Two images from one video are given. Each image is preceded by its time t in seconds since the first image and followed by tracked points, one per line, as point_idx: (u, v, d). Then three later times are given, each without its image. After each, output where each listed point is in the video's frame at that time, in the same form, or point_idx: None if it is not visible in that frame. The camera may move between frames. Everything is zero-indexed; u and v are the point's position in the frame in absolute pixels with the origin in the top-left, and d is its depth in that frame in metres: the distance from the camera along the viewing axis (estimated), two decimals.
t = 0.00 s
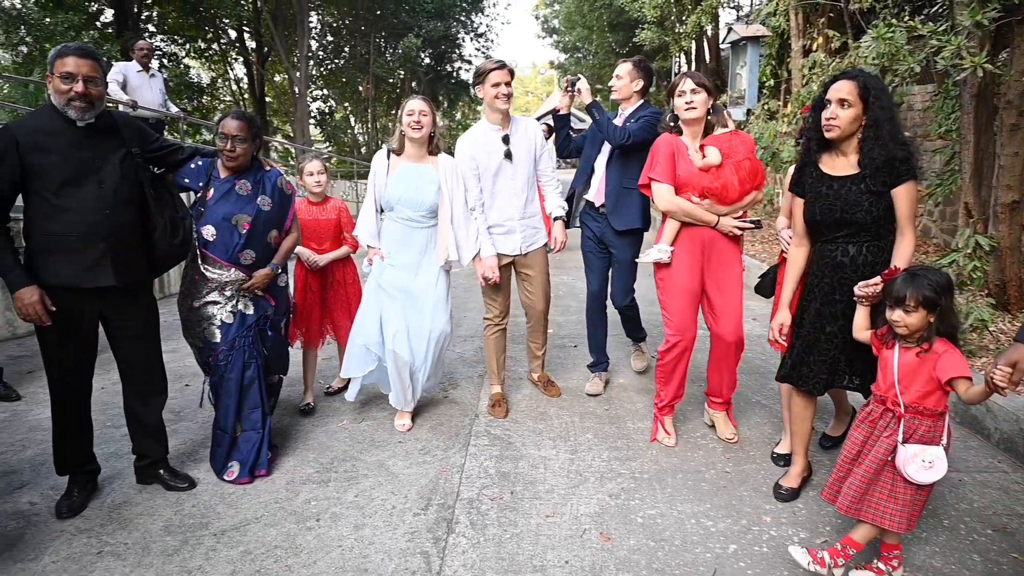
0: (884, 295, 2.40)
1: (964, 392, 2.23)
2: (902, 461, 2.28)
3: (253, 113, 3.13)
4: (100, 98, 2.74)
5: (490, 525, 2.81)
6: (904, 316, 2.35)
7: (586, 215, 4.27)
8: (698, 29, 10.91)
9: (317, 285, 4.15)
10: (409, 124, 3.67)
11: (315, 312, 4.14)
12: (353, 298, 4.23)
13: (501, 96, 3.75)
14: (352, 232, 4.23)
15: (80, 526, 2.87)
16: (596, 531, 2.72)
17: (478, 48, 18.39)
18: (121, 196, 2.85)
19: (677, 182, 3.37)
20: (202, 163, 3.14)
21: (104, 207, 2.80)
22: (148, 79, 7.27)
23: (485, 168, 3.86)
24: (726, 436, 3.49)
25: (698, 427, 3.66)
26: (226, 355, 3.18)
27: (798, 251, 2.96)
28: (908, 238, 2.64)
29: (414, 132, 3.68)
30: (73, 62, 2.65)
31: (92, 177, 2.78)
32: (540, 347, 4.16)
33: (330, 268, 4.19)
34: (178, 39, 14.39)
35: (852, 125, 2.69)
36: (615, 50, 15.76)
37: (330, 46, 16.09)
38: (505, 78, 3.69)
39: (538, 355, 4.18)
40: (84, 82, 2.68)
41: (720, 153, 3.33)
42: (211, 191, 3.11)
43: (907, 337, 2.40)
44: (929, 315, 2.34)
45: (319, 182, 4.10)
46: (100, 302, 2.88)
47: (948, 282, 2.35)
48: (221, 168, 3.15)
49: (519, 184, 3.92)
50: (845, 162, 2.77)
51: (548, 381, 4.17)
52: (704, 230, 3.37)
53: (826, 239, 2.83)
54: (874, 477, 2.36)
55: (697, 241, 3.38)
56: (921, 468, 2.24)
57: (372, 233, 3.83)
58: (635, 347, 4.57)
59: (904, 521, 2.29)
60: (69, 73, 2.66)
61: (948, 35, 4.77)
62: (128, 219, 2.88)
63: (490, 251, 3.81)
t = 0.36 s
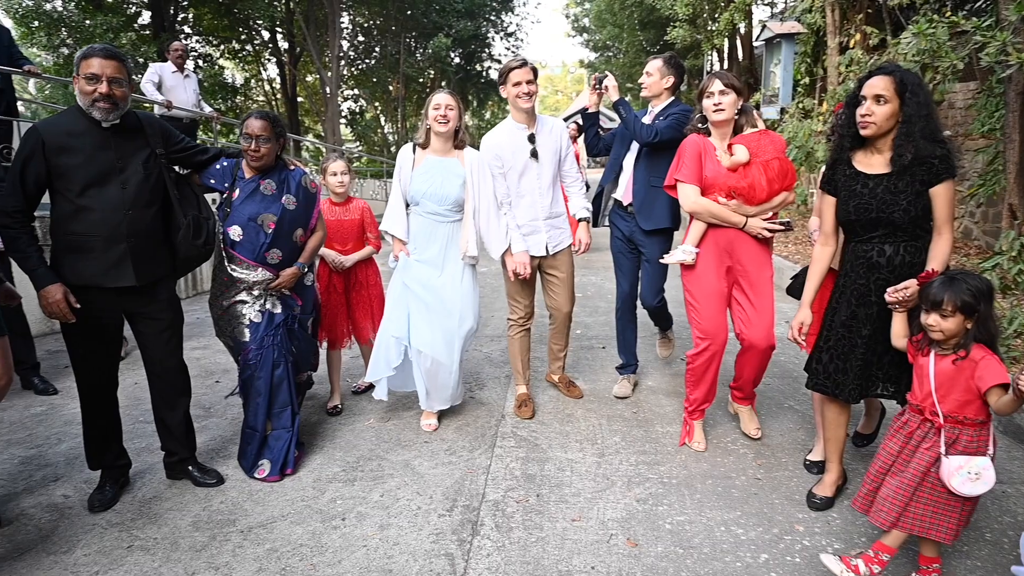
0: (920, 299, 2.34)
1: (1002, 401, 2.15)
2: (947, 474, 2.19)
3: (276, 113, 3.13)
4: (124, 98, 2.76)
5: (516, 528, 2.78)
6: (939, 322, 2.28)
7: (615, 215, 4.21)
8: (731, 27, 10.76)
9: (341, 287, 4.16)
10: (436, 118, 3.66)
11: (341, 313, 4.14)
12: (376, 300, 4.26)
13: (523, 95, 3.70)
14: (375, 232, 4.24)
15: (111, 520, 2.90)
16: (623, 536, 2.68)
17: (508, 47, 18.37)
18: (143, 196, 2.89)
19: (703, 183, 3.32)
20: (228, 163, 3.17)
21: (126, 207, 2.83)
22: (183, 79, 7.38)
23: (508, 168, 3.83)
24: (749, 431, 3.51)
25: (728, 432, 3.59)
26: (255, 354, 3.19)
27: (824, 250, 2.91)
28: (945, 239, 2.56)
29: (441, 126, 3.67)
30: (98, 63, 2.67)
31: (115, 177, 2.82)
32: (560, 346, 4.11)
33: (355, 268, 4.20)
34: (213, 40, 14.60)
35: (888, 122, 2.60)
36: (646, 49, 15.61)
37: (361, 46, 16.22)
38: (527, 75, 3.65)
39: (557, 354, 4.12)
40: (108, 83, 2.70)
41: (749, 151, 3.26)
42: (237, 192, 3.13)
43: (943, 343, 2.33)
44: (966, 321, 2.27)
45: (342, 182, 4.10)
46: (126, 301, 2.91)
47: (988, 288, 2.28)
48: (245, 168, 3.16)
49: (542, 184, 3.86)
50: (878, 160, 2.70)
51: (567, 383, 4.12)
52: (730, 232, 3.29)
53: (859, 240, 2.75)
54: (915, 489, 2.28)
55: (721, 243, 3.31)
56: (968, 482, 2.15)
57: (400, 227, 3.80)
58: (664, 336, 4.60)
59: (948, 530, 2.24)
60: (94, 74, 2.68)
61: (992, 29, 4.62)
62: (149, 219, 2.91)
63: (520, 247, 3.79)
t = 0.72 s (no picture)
0: (970, 308, 2.26)
1: None
2: (1008, 491, 2.10)
3: (305, 112, 3.14)
4: (159, 99, 2.80)
5: (547, 532, 2.74)
6: (989, 329, 2.19)
7: (652, 214, 4.15)
8: (773, 24, 10.55)
9: (373, 285, 4.16)
10: (469, 115, 3.64)
11: (372, 312, 4.14)
12: (406, 299, 4.27)
13: (554, 94, 3.66)
14: (405, 230, 4.24)
15: (148, 514, 2.95)
16: (657, 544, 2.62)
17: (545, 47, 18.31)
18: (177, 196, 2.92)
19: (738, 185, 3.24)
20: (258, 163, 3.18)
21: (160, 207, 2.87)
22: (224, 80, 7.50)
23: (538, 168, 3.79)
24: (782, 429, 3.50)
25: (766, 438, 3.50)
26: (288, 354, 3.22)
27: (862, 250, 2.80)
28: (998, 240, 2.45)
29: (474, 123, 3.64)
30: (134, 65, 2.70)
31: (150, 177, 2.85)
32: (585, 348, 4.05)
33: (386, 267, 4.20)
34: (254, 42, 14.83)
35: (940, 118, 2.50)
36: (685, 47, 15.41)
37: (398, 46, 16.33)
38: (559, 74, 3.61)
39: (580, 354, 4.06)
40: (144, 85, 2.73)
41: (787, 155, 3.17)
42: (267, 192, 3.15)
43: (993, 351, 2.22)
44: (1017, 329, 2.17)
45: (372, 181, 4.10)
46: (161, 300, 2.94)
47: None
48: (276, 168, 3.18)
49: (573, 185, 3.83)
50: (928, 159, 2.60)
51: (590, 383, 4.08)
52: (765, 236, 3.21)
53: (908, 243, 2.63)
54: (971, 505, 2.18)
55: (757, 246, 3.23)
56: None
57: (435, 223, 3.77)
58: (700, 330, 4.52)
59: (1000, 546, 2.17)
60: (130, 76, 2.71)
61: None
62: (183, 218, 2.95)
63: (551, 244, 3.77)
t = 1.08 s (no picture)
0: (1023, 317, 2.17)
1: None
2: None
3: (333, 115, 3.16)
4: (196, 102, 2.84)
5: (576, 541, 2.69)
6: None
7: (689, 219, 4.07)
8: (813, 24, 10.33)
9: (403, 287, 4.16)
10: (500, 120, 3.62)
11: (401, 313, 4.15)
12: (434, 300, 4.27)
13: (585, 96, 3.61)
14: (434, 232, 4.24)
15: (179, 512, 2.97)
16: (688, 556, 2.55)
17: (580, 49, 18.24)
18: (210, 198, 2.94)
19: (773, 187, 3.16)
20: (286, 165, 3.21)
21: (193, 209, 2.89)
22: (262, 83, 7.60)
23: (569, 171, 3.75)
24: (820, 438, 3.43)
25: (803, 449, 3.40)
26: (314, 355, 3.22)
27: (905, 254, 2.71)
28: None
29: (505, 128, 3.62)
30: (170, 69, 2.74)
31: (183, 179, 2.88)
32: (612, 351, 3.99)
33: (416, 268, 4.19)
34: (293, 46, 15.04)
35: (996, 119, 2.41)
36: (722, 48, 15.21)
37: (434, 49, 16.42)
38: (590, 76, 3.55)
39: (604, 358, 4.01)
40: (181, 89, 2.78)
41: (823, 157, 3.08)
42: (294, 193, 3.18)
43: None
44: None
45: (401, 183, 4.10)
46: (193, 301, 2.97)
47: None
48: (303, 169, 3.21)
49: (604, 189, 3.78)
50: (982, 162, 2.50)
51: (613, 386, 4.04)
52: (801, 238, 3.12)
53: (959, 248, 2.52)
54: None
55: (794, 249, 3.14)
56: None
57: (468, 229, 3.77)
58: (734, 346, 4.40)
59: None
60: (167, 80, 2.75)
61: None
62: (216, 220, 2.97)
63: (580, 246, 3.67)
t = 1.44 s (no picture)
0: None
1: None
2: None
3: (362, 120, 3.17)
4: (236, 109, 2.88)
5: (604, 555, 2.64)
6: None
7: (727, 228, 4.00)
8: (858, 30, 10.12)
9: (434, 293, 4.16)
10: (533, 131, 3.60)
11: (431, 319, 4.15)
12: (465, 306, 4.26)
13: (619, 104, 3.57)
14: (467, 238, 4.24)
15: (210, 513, 3.00)
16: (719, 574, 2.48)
17: (618, 56, 18.15)
18: (246, 204, 2.97)
19: (813, 192, 3.10)
20: (316, 171, 3.28)
21: (230, 215, 2.92)
22: (301, 90, 7.71)
23: (603, 179, 3.70)
24: (862, 459, 3.31)
25: (842, 468, 3.29)
26: (340, 361, 3.24)
27: (958, 265, 2.60)
28: None
29: (539, 139, 3.60)
30: (212, 77, 2.77)
31: (220, 185, 2.91)
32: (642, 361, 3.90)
33: (447, 274, 4.18)
34: (333, 53, 15.27)
35: None
36: (763, 55, 14.98)
37: (472, 56, 16.51)
38: (625, 83, 3.52)
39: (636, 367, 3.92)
40: (223, 96, 2.82)
41: (865, 160, 2.98)
42: (323, 199, 3.22)
43: None
44: None
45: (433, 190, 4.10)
46: (227, 306, 2.99)
47: None
48: (334, 176, 3.25)
49: (639, 198, 3.71)
50: None
51: (640, 395, 3.97)
52: (845, 246, 3.02)
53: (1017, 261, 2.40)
54: None
55: (837, 256, 3.03)
56: None
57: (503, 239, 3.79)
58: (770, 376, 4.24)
59: None
60: (209, 88, 2.78)
61: None
62: (252, 226, 3.00)
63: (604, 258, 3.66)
